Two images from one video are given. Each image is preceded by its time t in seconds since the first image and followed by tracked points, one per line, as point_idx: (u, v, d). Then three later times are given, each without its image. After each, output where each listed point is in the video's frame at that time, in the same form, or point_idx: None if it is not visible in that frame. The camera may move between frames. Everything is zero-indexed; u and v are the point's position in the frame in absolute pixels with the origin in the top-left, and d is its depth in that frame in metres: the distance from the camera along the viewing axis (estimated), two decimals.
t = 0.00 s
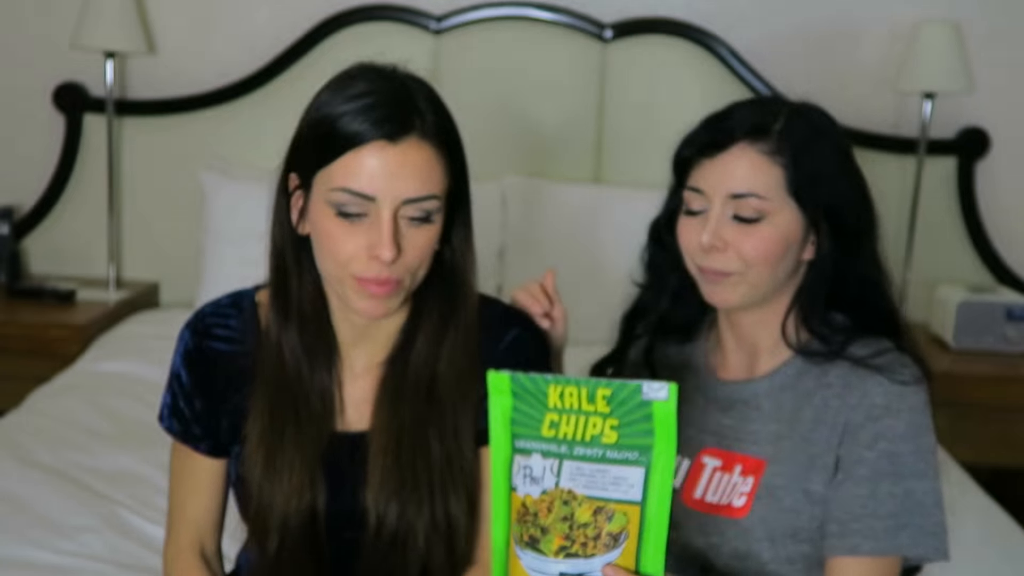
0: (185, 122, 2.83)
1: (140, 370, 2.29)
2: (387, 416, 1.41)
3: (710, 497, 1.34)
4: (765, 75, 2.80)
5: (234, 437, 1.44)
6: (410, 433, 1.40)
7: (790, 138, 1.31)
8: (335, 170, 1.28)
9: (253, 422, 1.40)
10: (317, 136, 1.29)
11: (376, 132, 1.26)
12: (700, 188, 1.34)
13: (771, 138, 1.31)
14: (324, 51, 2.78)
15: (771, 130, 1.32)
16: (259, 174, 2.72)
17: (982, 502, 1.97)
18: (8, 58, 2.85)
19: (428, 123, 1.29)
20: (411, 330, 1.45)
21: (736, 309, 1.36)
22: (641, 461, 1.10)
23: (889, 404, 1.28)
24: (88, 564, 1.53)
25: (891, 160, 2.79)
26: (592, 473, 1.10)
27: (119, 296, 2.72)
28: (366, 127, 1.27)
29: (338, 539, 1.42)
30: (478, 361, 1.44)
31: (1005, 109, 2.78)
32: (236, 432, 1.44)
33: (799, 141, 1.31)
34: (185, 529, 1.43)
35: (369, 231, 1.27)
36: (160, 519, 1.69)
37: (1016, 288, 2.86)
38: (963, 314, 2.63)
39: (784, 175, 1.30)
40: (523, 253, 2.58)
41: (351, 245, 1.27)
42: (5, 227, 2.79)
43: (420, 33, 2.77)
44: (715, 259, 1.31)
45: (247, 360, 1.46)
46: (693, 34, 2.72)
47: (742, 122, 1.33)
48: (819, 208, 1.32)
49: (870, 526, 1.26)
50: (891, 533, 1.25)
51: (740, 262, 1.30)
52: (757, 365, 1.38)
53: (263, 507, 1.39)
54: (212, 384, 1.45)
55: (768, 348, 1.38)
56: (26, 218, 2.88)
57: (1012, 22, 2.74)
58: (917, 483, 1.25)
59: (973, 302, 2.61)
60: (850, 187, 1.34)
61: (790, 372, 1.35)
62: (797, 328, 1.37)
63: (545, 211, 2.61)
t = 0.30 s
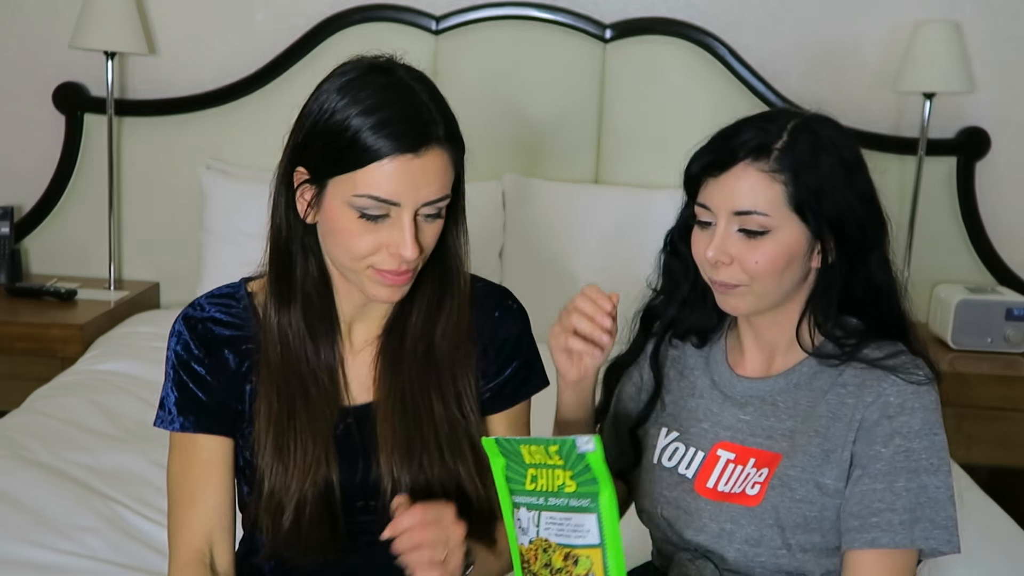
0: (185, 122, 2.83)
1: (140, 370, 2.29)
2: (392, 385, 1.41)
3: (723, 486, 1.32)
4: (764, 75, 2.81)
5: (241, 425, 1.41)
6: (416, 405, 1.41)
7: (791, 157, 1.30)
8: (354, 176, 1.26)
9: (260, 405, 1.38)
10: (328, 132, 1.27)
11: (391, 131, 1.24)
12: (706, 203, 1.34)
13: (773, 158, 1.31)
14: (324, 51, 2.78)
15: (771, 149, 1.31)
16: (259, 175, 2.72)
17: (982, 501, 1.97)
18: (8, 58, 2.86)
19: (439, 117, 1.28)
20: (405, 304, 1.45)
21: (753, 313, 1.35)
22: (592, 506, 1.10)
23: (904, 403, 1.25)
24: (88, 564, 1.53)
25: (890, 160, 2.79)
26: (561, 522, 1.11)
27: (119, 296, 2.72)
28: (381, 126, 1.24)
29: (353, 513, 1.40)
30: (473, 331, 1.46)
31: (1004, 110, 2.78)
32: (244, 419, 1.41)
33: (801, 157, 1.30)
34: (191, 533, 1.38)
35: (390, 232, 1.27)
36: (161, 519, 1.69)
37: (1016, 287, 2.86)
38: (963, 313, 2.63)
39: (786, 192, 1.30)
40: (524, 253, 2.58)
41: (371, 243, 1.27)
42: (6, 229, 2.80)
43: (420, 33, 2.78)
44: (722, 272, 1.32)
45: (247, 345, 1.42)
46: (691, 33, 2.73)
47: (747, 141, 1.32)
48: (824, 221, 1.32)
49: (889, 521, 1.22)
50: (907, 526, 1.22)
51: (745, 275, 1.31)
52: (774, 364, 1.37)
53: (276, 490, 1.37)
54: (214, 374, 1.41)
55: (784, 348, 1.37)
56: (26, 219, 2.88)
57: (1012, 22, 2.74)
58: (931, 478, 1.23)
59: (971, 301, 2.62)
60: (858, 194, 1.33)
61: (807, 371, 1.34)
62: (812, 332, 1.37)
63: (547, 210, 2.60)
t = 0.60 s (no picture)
0: (186, 122, 2.83)
1: (140, 370, 2.30)
2: (405, 384, 1.38)
3: (718, 492, 1.30)
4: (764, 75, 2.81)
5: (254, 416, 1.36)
6: (428, 402, 1.38)
7: (781, 162, 1.30)
8: (366, 186, 1.22)
9: (270, 400, 1.35)
10: (341, 143, 1.24)
11: (406, 144, 1.21)
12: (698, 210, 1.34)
13: (761, 163, 1.30)
14: (324, 51, 2.78)
15: (761, 156, 1.31)
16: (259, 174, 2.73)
17: (981, 500, 1.97)
18: (8, 58, 2.86)
19: (451, 131, 1.26)
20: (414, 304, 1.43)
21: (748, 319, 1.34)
22: (528, 526, 1.12)
23: (894, 407, 1.23)
24: (89, 564, 1.53)
25: (891, 161, 2.79)
26: (503, 537, 1.15)
27: (119, 296, 2.73)
28: (395, 138, 1.21)
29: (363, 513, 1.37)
30: (479, 329, 1.45)
31: (1005, 110, 2.79)
32: (256, 409, 1.36)
33: (790, 164, 1.30)
34: (203, 507, 1.30)
35: (400, 241, 1.24)
36: (161, 519, 1.69)
37: (1016, 287, 2.86)
38: (962, 313, 2.63)
39: (775, 198, 1.30)
40: (524, 253, 2.57)
41: (382, 253, 1.24)
42: (6, 229, 2.80)
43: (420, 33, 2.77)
44: (711, 278, 1.32)
45: (259, 337, 1.39)
46: (691, 33, 2.73)
47: (737, 149, 1.32)
48: (814, 228, 1.31)
49: (871, 523, 1.20)
50: (890, 529, 1.19)
51: (734, 281, 1.30)
52: (770, 370, 1.35)
53: (289, 485, 1.34)
54: (227, 364, 1.37)
55: (779, 352, 1.35)
56: (26, 219, 2.88)
57: (1012, 23, 2.74)
58: (919, 483, 1.20)
59: (971, 301, 2.62)
60: (850, 199, 1.32)
61: (801, 376, 1.32)
62: (805, 337, 1.35)
63: (547, 210, 2.60)
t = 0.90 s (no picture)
0: (185, 122, 2.83)
1: (140, 370, 2.30)
2: (406, 381, 1.38)
3: (706, 500, 1.28)
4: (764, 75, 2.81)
5: (259, 409, 1.36)
6: (430, 399, 1.38)
7: (769, 163, 1.26)
8: (360, 190, 1.22)
9: (273, 397, 1.34)
10: (340, 144, 1.23)
11: (403, 145, 1.21)
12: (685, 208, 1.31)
13: (750, 163, 1.27)
14: (324, 51, 2.78)
15: (749, 155, 1.27)
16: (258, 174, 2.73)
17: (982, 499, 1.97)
18: (8, 58, 2.86)
19: (446, 133, 1.24)
20: (417, 301, 1.42)
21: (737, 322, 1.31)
22: (488, 526, 1.16)
23: (877, 412, 1.22)
24: (89, 564, 1.53)
25: (890, 161, 2.79)
26: (468, 539, 1.19)
27: (119, 296, 2.73)
28: (392, 139, 1.21)
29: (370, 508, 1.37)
30: (482, 326, 1.43)
31: (1005, 110, 2.78)
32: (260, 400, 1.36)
33: (778, 166, 1.26)
34: (217, 494, 1.33)
35: (395, 244, 1.24)
36: (161, 519, 1.69)
37: (1016, 287, 2.86)
38: (963, 313, 2.63)
39: (763, 199, 1.26)
40: (524, 253, 2.57)
41: (377, 256, 1.24)
42: (6, 229, 2.80)
43: (419, 33, 2.77)
44: (696, 278, 1.28)
45: (265, 330, 1.39)
46: (691, 33, 2.73)
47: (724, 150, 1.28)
48: (801, 229, 1.27)
49: (851, 528, 1.20)
50: (870, 535, 1.19)
51: (720, 281, 1.27)
52: (760, 374, 1.33)
53: (292, 479, 1.34)
54: (234, 356, 1.37)
55: (766, 356, 1.33)
56: (26, 219, 2.88)
57: (1012, 23, 2.74)
58: (900, 489, 1.20)
59: (971, 301, 2.62)
60: (842, 202, 1.28)
61: (787, 381, 1.30)
62: (791, 341, 1.32)
63: (546, 211, 2.60)
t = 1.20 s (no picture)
0: (186, 122, 2.83)
1: (140, 370, 2.30)
2: (402, 379, 1.37)
3: (695, 502, 1.27)
4: (764, 75, 2.81)
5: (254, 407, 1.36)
6: (426, 398, 1.37)
7: (756, 161, 1.24)
8: (341, 196, 1.22)
9: (267, 396, 1.34)
10: (324, 146, 1.22)
11: (386, 148, 1.20)
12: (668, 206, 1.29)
13: (735, 161, 1.25)
14: (324, 51, 2.78)
15: (735, 153, 1.25)
16: (258, 174, 2.73)
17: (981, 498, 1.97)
18: (9, 58, 2.86)
19: (427, 136, 1.23)
20: (410, 297, 1.41)
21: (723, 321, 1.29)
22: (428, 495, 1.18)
23: (868, 415, 1.22)
24: (88, 564, 1.53)
25: (890, 161, 2.79)
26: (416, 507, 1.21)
27: (120, 296, 2.73)
28: (375, 142, 1.20)
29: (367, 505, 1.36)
30: (477, 323, 1.42)
31: (1005, 110, 2.78)
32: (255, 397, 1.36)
33: (763, 164, 1.24)
34: (213, 489, 1.33)
35: (378, 248, 1.24)
36: (160, 520, 1.69)
37: (1016, 287, 2.85)
38: (963, 313, 2.63)
39: (745, 198, 1.24)
40: (523, 253, 2.57)
41: (361, 260, 1.25)
42: (6, 229, 2.80)
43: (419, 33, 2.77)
44: (675, 276, 1.26)
45: (260, 329, 1.39)
46: (691, 33, 2.73)
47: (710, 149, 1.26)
48: (784, 229, 1.25)
49: (844, 532, 1.20)
50: (864, 539, 1.19)
51: (699, 281, 1.25)
52: (749, 375, 1.31)
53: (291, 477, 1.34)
54: (230, 355, 1.38)
55: (754, 355, 1.31)
56: (26, 219, 2.89)
57: (1013, 23, 2.74)
58: (893, 492, 1.20)
59: (971, 301, 2.62)
60: (831, 200, 1.25)
61: (775, 382, 1.29)
62: (779, 343, 1.30)
63: (545, 210, 2.60)
